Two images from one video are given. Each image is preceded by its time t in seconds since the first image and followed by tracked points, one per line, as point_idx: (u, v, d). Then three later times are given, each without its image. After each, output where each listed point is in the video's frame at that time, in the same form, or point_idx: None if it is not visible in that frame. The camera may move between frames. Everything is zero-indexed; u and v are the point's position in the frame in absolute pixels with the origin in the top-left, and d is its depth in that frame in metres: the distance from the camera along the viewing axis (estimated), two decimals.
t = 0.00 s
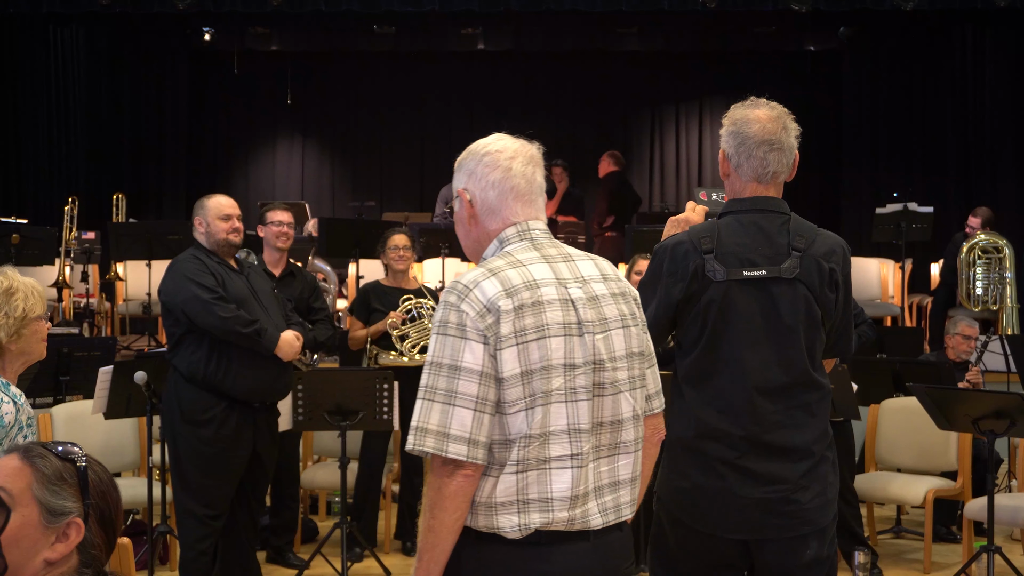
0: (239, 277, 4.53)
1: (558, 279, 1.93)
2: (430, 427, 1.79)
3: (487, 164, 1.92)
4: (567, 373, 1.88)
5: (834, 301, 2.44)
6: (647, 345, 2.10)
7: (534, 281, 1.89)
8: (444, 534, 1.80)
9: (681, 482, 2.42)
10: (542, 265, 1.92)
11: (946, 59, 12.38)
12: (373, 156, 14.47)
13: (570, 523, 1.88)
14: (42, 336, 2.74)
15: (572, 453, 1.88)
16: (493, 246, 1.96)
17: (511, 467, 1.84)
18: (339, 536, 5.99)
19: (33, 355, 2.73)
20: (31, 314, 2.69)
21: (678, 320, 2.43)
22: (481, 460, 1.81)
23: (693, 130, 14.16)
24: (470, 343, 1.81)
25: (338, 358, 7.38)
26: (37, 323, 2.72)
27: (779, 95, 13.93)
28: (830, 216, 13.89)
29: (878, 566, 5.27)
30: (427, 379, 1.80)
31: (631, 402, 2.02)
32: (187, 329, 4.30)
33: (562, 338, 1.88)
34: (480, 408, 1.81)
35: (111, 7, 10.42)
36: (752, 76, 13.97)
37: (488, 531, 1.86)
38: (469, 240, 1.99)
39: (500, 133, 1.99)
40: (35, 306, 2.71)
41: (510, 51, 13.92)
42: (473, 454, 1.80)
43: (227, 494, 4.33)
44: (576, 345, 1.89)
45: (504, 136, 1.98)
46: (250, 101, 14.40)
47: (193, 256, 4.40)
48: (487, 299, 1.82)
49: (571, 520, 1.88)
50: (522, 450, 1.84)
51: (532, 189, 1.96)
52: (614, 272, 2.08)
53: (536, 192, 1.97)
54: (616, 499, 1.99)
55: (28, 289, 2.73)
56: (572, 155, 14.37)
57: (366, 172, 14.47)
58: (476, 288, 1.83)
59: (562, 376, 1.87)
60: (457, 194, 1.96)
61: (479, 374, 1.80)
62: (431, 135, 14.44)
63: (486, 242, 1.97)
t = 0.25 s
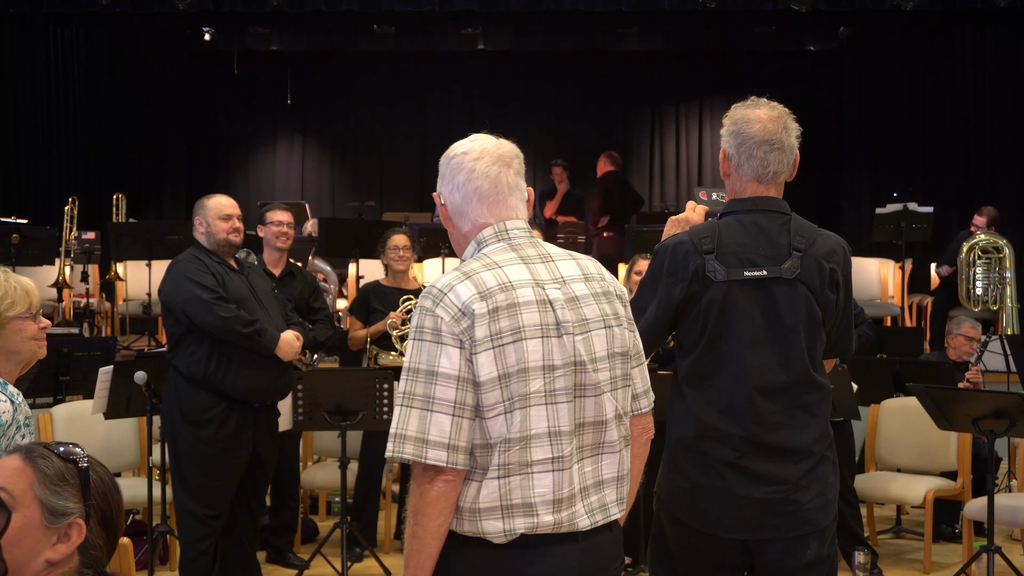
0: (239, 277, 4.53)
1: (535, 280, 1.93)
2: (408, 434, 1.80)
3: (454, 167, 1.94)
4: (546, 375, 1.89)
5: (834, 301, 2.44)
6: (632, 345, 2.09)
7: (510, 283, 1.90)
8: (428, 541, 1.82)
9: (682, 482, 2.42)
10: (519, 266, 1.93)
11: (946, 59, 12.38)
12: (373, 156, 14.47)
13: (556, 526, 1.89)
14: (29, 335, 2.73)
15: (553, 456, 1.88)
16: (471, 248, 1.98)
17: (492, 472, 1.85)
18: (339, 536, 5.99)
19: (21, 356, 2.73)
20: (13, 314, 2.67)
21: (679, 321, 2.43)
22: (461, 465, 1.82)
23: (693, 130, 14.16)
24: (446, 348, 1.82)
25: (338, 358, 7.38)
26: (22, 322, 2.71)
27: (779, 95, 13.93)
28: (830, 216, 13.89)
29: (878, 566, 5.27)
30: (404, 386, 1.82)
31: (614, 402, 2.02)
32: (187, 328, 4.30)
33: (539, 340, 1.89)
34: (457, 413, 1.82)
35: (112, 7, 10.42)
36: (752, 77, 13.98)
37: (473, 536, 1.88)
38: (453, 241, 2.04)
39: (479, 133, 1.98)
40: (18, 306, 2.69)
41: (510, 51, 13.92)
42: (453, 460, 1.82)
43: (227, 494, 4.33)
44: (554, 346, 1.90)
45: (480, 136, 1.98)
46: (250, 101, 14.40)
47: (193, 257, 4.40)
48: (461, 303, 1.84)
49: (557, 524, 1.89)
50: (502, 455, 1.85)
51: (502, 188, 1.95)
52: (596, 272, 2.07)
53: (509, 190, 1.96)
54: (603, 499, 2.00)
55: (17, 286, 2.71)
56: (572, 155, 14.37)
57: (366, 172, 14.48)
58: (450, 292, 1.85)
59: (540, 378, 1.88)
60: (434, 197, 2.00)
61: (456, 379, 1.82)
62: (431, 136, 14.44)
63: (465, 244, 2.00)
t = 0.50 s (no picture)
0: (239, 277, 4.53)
1: (523, 282, 1.94)
2: (395, 439, 1.82)
3: (443, 168, 1.96)
4: (535, 378, 1.90)
5: (835, 302, 2.44)
6: (626, 345, 2.08)
7: (496, 286, 1.90)
8: (419, 544, 1.85)
9: (682, 482, 2.42)
10: (507, 268, 1.93)
11: (946, 59, 12.38)
12: (373, 156, 14.47)
13: (547, 529, 1.90)
14: (16, 333, 2.73)
15: (541, 459, 1.89)
16: (462, 249, 1.99)
17: (481, 476, 1.86)
18: (340, 536, 5.99)
19: (9, 355, 2.73)
20: None
21: (680, 321, 2.43)
22: (449, 469, 1.84)
23: (693, 130, 14.16)
24: (432, 353, 1.84)
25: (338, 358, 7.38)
26: (6, 320, 2.70)
27: (779, 95, 13.93)
28: (830, 216, 13.90)
29: (878, 566, 5.27)
30: (392, 390, 1.84)
31: (606, 403, 2.02)
32: (187, 328, 4.30)
33: (526, 343, 1.89)
34: (443, 417, 1.83)
35: (111, 7, 10.41)
36: (752, 77, 13.98)
37: (465, 539, 1.89)
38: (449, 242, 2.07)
39: (471, 133, 1.99)
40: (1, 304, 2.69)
41: (510, 51, 13.92)
42: (440, 464, 1.83)
43: (227, 494, 4.33)
44: (542, 349, 1.90)
45: (472, 135, 1.98)
46: (250, 101, 14.41)
47: (193, 257, 4.40)
48: (447, 307, 1.85)
49: (548, 527, 1.90)
50: (490, 459, 1.86)
51: (488, 188, 1.95)
52: (590, 272, 2.07)
53: (496, 190, 1.96)
54: (596, 500, 2.00)
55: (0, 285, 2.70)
56: (572, 155, 14.38)
57: (367, 172, 14.49)
58: (436, 296, 1.86)
59: (528, 381, 1.89)
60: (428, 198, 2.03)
61: (442, 384, 1.83)
62: (432, 136, 14.45)
63: (455, 245, 2.01)
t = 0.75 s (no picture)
0: (240, 277, 4.53)
1: (516, 284, 1.94)
2: (387, 443, 1.82)
3: (436, 169, 1.96)
4: (528, 379, 1.89)
5: (836, 302, 2.44)
6: (622, 345, 2.08)
7: (488, 287, 1.90)
8: (415, 546, 1.85)
9: (682, 483, 2.42)
10: (500, 270, 1.93)
11: (946, 60, 12.38)
12: (373, 156, 14.48)
13: (543, 530, 1.90)
14: (9, 333, 2.73)
15: (535, 461, 1.89)
16: (456, 250, 2.00)
17: (475, 478, 1.87)
18: (339, 536, 5.99)
19: (3, 355, 2.72)
20: None
21: (680, 321, 2.44)
22: (443, 471, 1.85)
23: (693, 130, 14.16)
24: (424, 355, 1.84)
25: (338, 358, 7.38)
26: None
27: (779, 95, 13.93)
28: (830, 216, 13.90)
29: (878, 566, 5.27)
30: (385, 393, 1.84)
31: (602, 403, 2.02)
32: (187, 328, 4.30)
33: (518, 344, 1.89)
34: (435, 420, 1.84)
35: (111, 7, 10.41)
36: (752, 77, 13.98)
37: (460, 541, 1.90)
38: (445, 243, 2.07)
39: (466, 133, 2.00)
40: None
41: (510, 51, 13.92)
42: (434, 466, 1.84)
43: (227, 494, 4.33)
44: (535, 350, 1.90)
45: (467, 135, 1.99)
46: (250, 101, 14.41)
47: (193, 257, 4.40)
48: (439, 309, 1.85)
49: (543, 528, 1.90)
50: (483, 461, 1.87)
51: (481, 188, 1.95)
52: (585, 271, 2.07)
53: (490, 191, 1.96)
54: (593, 500, 2.00)
55: None
56: (572, 155, 14.39)
57: (367, 172, 14.49)
58: (427, 298, 1.86)
59: (521, 383, 1.88)
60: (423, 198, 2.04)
61: (435, 386, 1.84)
62: (431, 136, 14.45)
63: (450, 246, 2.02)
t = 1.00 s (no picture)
0: (240, 277, 4.53)
1: (515, 284, 1.93)
2: (384, 443, 1.82)
3: (436, 169, 1.96)
4: (526, 380, 1.89)
5: (835, 302, 2.44)
6: (621, 345, 2.08)
7: (486, 288, 1.90)
8: (412, 546, 1.85)
9: (682, 483, 2.42)
10: (498, 270, 1.93)
11: (946, 60, 12.39)
12: (373, 156, 14.49)
13: (541, 531, 1.90)
14: (13, 333, 2.72)
15: (533, 461, 1.89)
16: (455, 250, 2.00)
17: (473, 478, 1.87)
18: (339, 536, 5.99)
19: (5, 356, 2.72)
20: None
21: (680, 321, 2.44)
22: (441, 472, 1.85)
23: (693, 130, 14.16)
24: (422, 355, 1.84)
25: (338, 358, 7.38)
26: (2, 320, 2.70)
27: (779, 95, 13.93)
28: (830, 216, 13.91)
29: (878, 566, 5.27)
30: (383, 393, 1.84)
31: (601, 404, 2.02)
32: (187, 328, 4.30)
33: (517, 345, 1.89)
34: (433, 420, 1.84)
35: (111, 8, 10.40)
36: (752, 77, 13.98)
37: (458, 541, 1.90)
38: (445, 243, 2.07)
39: (466, 133, 1.99)
40: None
41: (511, 51, 13.92)
42: (431, 467, 1.84)
43: (227, 494, 4.33)
44: (533, 350, 1.90)
45: (467, 136, 1.99)
46: (250, 101, 14.41)
47: (193, 257, 4.40)
48: (436, 309, 1.85)
49: (541, 528, 1.90)
50: (481, 461, 1.87)
51: (480, 188, 1.95)
52: (584, 272, 2.07)
53: (489, 191, 1.96)
54: (592, 501, 2.00)
55: None
56: (571, 155, 14.39)
57: (367, 171, 14.49)
58: (426, 298, 1.86)
59: (519, 383, 1.88)
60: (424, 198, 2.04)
61: (432, 386, 1.84)
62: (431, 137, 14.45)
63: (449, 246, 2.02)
